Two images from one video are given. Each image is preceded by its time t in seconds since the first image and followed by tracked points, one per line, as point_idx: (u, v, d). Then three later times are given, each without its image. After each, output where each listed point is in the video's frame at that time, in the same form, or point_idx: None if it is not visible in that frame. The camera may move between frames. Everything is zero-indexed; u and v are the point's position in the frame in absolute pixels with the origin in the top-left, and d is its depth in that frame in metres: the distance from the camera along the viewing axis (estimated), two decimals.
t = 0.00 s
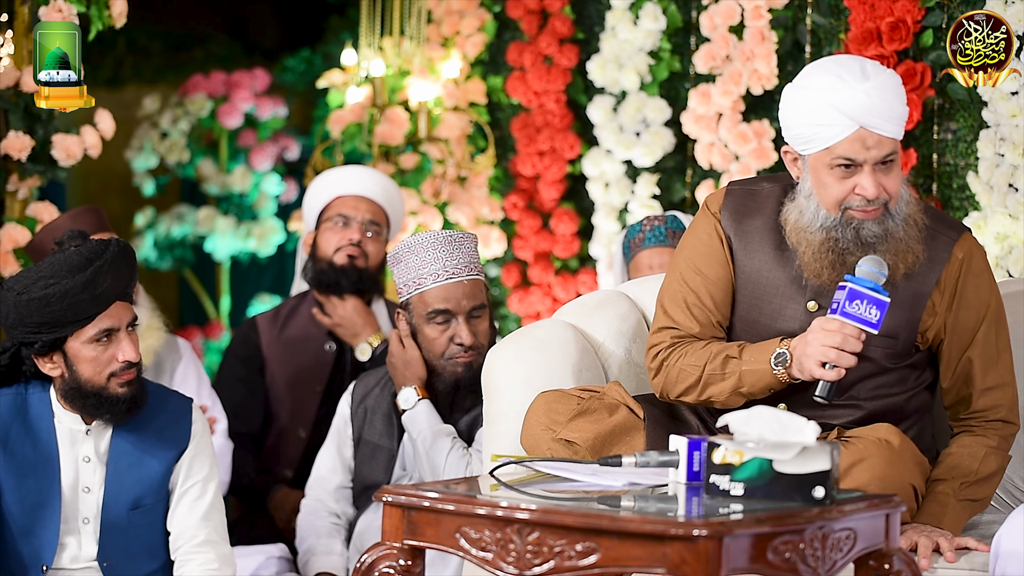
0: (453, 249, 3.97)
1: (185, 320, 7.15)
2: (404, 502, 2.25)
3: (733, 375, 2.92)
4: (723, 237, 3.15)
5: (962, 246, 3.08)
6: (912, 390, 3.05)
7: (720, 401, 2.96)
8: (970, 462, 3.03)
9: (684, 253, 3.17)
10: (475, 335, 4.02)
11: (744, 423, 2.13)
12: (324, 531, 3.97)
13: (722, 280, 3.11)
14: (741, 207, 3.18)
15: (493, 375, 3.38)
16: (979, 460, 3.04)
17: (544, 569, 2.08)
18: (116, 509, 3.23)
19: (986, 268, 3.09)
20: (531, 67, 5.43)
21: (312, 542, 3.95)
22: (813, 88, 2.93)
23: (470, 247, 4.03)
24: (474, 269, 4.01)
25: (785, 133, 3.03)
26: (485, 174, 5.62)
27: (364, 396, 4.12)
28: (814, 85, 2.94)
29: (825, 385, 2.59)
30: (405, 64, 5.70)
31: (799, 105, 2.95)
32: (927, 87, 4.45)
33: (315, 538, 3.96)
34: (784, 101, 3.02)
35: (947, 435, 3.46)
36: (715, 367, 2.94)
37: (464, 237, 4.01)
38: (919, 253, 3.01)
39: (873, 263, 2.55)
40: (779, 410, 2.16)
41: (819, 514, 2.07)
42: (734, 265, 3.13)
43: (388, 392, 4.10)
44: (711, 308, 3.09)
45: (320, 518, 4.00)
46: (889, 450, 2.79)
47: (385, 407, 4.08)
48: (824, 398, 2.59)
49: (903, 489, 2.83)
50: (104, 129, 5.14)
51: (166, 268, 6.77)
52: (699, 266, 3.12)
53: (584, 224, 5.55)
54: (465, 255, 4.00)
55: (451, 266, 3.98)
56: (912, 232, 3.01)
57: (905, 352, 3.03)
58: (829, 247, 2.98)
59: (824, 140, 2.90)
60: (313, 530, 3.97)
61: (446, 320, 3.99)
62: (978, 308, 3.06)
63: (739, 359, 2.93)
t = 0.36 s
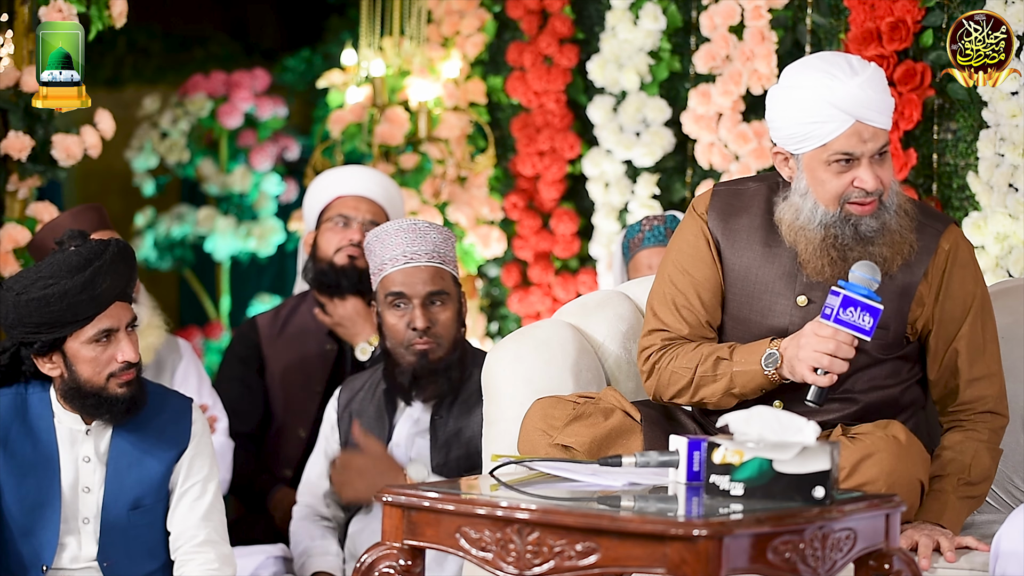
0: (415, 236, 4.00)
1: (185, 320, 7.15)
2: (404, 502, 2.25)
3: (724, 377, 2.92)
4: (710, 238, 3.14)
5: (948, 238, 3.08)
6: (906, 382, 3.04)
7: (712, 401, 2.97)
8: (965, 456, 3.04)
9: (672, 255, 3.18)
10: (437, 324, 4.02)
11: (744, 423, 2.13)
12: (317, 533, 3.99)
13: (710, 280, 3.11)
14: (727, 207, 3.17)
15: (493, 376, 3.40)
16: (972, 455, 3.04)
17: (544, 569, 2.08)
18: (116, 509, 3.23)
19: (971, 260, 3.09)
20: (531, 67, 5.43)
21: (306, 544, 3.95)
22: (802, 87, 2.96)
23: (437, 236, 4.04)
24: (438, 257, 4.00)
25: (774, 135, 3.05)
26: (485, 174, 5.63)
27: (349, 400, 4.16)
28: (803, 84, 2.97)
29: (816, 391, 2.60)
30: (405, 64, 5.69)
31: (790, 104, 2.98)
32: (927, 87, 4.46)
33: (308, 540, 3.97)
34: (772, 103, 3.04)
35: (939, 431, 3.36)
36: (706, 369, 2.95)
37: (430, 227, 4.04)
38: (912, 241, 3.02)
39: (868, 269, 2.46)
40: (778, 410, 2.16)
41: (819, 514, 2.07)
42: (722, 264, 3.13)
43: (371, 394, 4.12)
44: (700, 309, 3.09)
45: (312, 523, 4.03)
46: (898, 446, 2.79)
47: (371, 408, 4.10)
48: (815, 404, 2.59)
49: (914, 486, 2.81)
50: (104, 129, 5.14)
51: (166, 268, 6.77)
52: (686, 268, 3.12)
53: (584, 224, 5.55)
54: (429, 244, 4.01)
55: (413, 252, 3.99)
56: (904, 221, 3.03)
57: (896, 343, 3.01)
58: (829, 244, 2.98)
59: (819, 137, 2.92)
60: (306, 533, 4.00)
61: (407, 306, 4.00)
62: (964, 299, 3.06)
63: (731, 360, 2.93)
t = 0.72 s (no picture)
0: (391, 230, 4.03)
1: (185, 320, 7.15)
2: (404, 502, 2.25)
3: (720, 376, 2.93)
4: (705, 235, 3.14)
5: (943, 240, 3.07)
6: (902, 376, 3.04)
7: (708, 401, 2.97)
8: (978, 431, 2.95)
9: (667, 252, 3.18)
10: (405, 317, 4.02)
11: (744, 423, 2.13)
12: (310, 534, 3.95)
13: (705, 277, 3.11)
14: (722, 204, 3.17)
15: (493, 376, 3.40)
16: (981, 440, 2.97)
17: (544, 568, 2.08)
18: (116, 509, 3.23)
19: (966, 262, 3.08)
20: (531, 67, 5.42)
21: (301, 545, 3.92)
22: (799, 93, 2.91)
23: (417, 232, 4.05)
24: (411, 252, 4.00)
25: (771, 140, 3.00)
26: (485, 174, 5.63)
27: (338, 404, 4.09)
28: (801, 91, 2.91)
29: (811, 401, 2.63)
30: (405, 64, 5.68)
31: (786, 111, 2.93)
32: (927, 87, 4.45)
33: (303, 544, 3.93)
34: (768, 109, 2.99)
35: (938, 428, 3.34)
36: (702, 368, 2.95)
37: (409, 222, 4.06)
38: (910, 244, 3.01)
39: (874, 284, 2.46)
40: (778, 410, 2.15)
41: (819, 515, 2.06)
42: (718, 261, 3.13)
43: (361, 398, 4.07)
44: (694, 305, 3.10)
45: (305, 526, 3.98)
46: (894, 449, 2.78)
47: (360, 413, 4.04)
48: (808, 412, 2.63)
49: (915, 488, 2.81)
50: (104, 129, 5.14)
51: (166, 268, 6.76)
52: (681, 264, 3.13)
53: (584, 224, 5.55)
54: (405, 239, 4.02)
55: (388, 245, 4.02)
56: (902, 224, 3.01)
57: (894, 337, 3.02)
58: (824, 249, 2.96)
59: (816, 146, 2.87)
60: (298, 535, 3.95)
61: (377, 297, 4.00)
62: (962, 302, 3.04)
63: (727, 360, 2.93)
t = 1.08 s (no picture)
0: (424, 224, 4.06)
1: (185, 320, 7.15)
2: (404, 502, 2.25)
3: (724, 383, 2.93)
4: (709, 239, 3.15)
5: (948, 249, 3.08)
6: (903, 377, 3.05)
7: (711, 406, 2.98)
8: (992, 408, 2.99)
9: (671, 256, 3.18)
10: (427, 310, 4.05)
11: (744, 422, 2.14)
12: (318, 528, 3.98)
13: (708, 281, 3.11)
14: (727, 209, 3.17)
15: (493, 376, 3.39)
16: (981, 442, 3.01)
17: (544, 569, 2.08)
18: (116, 508, 3.23)
19: (970, 269, 3.09)
20: (531, 67, 5.43)
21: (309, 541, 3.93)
22: (801, 110, 2.90)
23: (448, 229, 4.07)
24: (439, 247, 4.03)
25: (774, 154, 3.00)
26: (485, 174, 5.62)
27: (357, 396, 4.12)
28: (802, 108, 2.90)
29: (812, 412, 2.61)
30: (405, 64, 5.70)
31: (788, 127, 2.92)
32: (927, 87, 4.45)
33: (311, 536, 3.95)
34: (771, 123, 2.98)
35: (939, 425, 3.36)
36: (705, 374, 2.96)
37: (442, 219, 4.08)
38: (914, 256, 3.00)
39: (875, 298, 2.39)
40: (778, 409, 2.15)
41: (819, 515, 2.07)
42: (721, 265, 3.13)
43: (380, 392, 4.09)
44: (698, 309, 3.10)
45: (314, 517, 4.01)
46: (896, 452, 2.78)
47: (377, 407, 4.07)
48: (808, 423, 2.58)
49: (917, 490, 2.81)
50: (104, 129, 5.15)
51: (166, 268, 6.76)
52: (684, 268, 3.13)
53: (585, 224, 5.55)
54: (435, 234, 4.04)
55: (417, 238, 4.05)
56: (905, 236, 3.01)
57: (897, 341, 3.03)
58: (825, 264, 2.96)
59: (816, 164, 2.88)
60: (306, 529, 3.98)
61: (401, 289, 4.04)
62: (968, 310, 3.06)
63: (730, 367, 2.93)
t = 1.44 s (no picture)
0: (464, 224, 4.08)
1: (185, 320, 7.15)
2: (404, 502, 2.25)
3: (724, 380, 2.94)
4: (710, 237, 3.15)
5: (948, 249, 3.08)
6: (903, 377, 3.05)
7: (711, 403, 2.98)
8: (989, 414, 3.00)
9: (671, 254, 3.18)
10: (461, 310, 4.06)
11: (744, 422, 2.16)
12: (332, 527, 3.97)
13: (708, 279, 3.11)
14: (728, 208, 3.17)
15: (494, 375, 3.39)
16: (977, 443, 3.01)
17: (544, 569, 2.08)
18: (116, 508, 3.23)
19: (970, 271, 3.09)
20: (531, 67, 5.43)
21: (320, 538, 3.94)
22: (799, 109, 2.90)
23: (489, 230, 4.10)
24: (477, 249, 4.06)
25: (773, 153, 3.00)
26: (485, 174, 5.62)
27: (381, 390, 4.12)
28: (800, 107, 2.91)
29: (814, 406, 2.64)
30: (405, 64, 5.70)
31: (786, 126, 2.92)
32: (927, 87, 4.45)
33: (323, 533, 3.96)
34: (769, 122, 2.98)
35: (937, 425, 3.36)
36: (706, 372, 2.96)
37: (482, 220, 4.11)
38: (914, 258, 3.00)
39: (874, 290, 2.46)
40: (778, 409, 2.17)
41: (819, 515, 2.06)
42: (722, 264, 3.13)
43: (406, 388, 4.08)
44: (698, 308, 3.10)
45: (326, 511, 4.00)
46: (896, 452, 2.78)
47: (401, 403, 4.06)
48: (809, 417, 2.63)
49: (917, 491, 2.81)
50: (104, 129, 5.15)
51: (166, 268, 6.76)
52: (685, 266, 3.13)
53: (585, 224, 5.55)
54: (476, 236, 4.07)
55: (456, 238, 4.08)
56: (905, 238, 3.01)
57: (897, 341, 3.02)
58: (823, 264, 2.96)
59: (812, 163, 2.88)
60: (320, 525, 3.97)
61: (437, 288, 4.07)
62: (968, 311, 3.06)
63: (731, 364, 2.93)
